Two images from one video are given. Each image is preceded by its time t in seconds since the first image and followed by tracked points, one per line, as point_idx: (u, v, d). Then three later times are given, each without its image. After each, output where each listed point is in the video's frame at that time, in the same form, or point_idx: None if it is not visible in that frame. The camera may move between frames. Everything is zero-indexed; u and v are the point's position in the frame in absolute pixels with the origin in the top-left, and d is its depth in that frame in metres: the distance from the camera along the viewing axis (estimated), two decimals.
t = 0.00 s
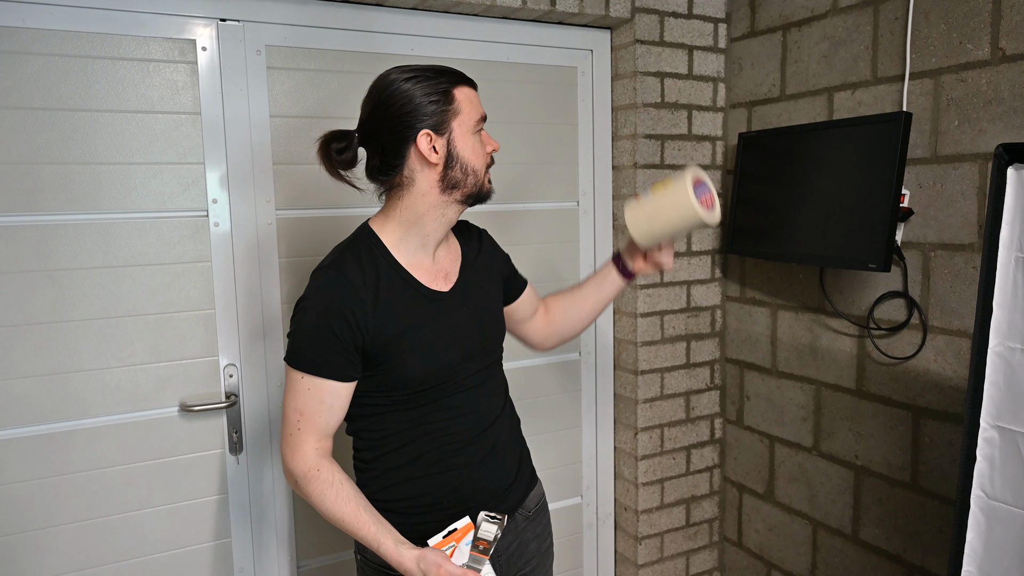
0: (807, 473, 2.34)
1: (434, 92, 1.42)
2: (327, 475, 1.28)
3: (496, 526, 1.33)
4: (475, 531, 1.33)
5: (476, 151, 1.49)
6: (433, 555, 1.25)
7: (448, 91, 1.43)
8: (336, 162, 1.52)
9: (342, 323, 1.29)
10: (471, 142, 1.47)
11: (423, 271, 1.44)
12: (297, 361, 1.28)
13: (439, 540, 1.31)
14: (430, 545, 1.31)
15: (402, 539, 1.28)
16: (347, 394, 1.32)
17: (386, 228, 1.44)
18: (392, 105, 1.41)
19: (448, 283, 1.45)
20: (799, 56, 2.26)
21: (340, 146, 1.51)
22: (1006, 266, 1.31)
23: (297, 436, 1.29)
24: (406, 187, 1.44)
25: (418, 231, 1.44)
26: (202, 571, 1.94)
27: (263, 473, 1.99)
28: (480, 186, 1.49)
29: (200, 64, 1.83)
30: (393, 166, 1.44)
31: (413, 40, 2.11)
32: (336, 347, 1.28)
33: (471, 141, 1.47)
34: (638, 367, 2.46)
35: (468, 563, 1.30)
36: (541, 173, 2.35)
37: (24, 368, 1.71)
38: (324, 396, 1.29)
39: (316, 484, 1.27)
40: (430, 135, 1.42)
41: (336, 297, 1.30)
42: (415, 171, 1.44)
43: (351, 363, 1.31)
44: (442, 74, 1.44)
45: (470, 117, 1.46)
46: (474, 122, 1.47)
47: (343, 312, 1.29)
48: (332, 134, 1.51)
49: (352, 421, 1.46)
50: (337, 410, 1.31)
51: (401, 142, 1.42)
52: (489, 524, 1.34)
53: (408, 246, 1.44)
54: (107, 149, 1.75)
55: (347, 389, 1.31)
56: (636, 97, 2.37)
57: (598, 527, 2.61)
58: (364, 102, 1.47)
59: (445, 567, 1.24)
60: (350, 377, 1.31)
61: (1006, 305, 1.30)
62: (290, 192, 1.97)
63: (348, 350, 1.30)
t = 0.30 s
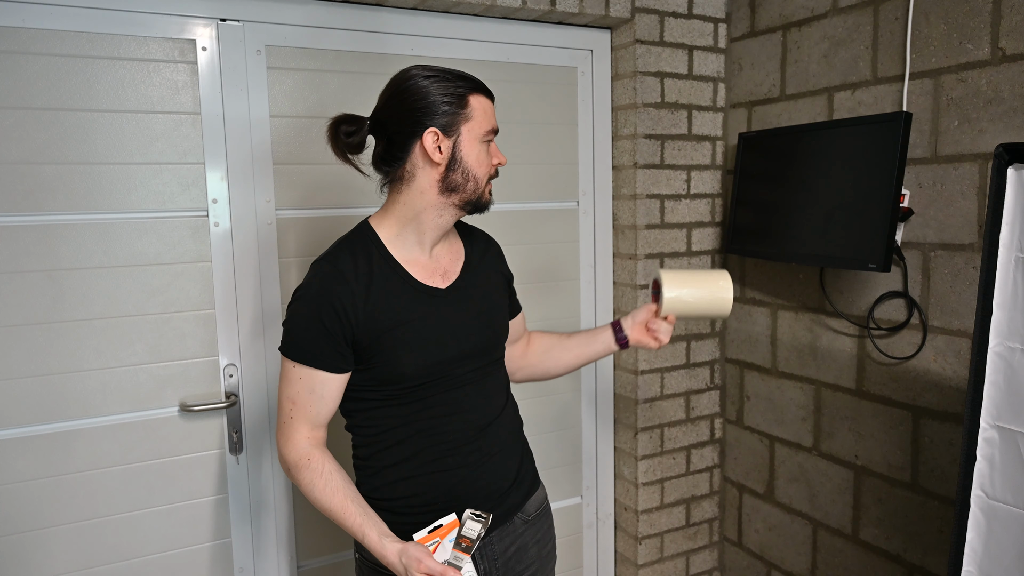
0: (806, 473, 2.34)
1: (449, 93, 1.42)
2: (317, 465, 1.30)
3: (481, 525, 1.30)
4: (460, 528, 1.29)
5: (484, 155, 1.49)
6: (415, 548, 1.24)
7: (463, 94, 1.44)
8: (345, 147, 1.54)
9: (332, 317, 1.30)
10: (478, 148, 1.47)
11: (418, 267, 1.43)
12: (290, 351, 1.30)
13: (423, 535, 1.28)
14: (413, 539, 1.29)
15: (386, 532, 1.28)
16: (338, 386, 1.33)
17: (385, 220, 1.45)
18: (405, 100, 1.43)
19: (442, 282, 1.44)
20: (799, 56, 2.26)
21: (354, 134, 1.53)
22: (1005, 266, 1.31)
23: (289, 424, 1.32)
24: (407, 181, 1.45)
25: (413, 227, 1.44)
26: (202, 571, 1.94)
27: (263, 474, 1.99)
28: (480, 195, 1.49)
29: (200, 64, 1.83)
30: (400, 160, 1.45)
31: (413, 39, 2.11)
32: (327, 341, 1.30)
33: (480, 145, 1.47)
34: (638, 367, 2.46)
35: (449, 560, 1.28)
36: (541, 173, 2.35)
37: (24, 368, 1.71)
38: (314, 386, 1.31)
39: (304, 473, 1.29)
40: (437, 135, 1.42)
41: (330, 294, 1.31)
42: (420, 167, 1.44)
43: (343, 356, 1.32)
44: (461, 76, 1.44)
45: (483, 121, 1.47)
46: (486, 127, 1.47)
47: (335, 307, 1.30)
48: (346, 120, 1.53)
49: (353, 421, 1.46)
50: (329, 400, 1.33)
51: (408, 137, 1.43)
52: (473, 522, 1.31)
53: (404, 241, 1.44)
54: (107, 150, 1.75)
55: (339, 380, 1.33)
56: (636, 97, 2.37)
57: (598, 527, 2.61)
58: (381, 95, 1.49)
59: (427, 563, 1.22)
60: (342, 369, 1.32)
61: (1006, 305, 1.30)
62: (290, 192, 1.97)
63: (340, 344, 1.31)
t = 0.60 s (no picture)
0: (806, 473, 2.34)
1: (445, 94, 1.42)
2: (312, 471, 1.30)
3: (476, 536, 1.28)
4: (455, 539, 1.29)
5: (480, 156, 1.49)
6: (409, 558, 1.23)
7: (460, 95, 1.43)
8: (339, 144, 1.53)
9: (330, 319, 1.30)
10: (473, 151, 1.47)
11: (414, 268, 1.43)
12: (285, 355, 1.30)
13: (418, 546, 1.28)
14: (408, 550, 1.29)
15: (380, 541, 1.28)
16: (335, 391, 1.34)
17: (380, 220, 1.45)
18: (401, 100, 1.42)
19: (439, 283, 1.45)
20: (799, 56, 2.26)
21: (348, 132, 1.52)
22: (1006, 266, 1.31)
23: (285, 430, 1.32)
24: (402, 182, 1.44)
25: (408, 229, 1.44)
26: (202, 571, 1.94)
27: (263, 473, 1.99)
28: (474, 197, 1.49)
29: (200, 64, 1.83)
30: (396, 160, 1.44)
31: (413, 39, 2.11)
32: (324, 344, 1.30)
33: (476, 146, 1.47)
34: (638, 367, 2.46)
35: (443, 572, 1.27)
36: (541, 173, 2.35)
37: (23, 369, 1.71)
38: (311, 391, 1.31)
39: (300, 479, 1.29)
40: (433, 136, 1.42)
41: (329, 296, 1.31)
42: (416, 168, 1.44)
43: (340, 358, 1.32)
44: (458, 76, 1.44)
45: (479, 123, 1.46)
46: (482, 129, 1.47)
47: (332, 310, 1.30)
48: (341, 117, 1.53)
49: (352, 421, 1.46)
50: (326, 407, 1.33)
51: (404, 138, 1.42)
52: (469, 534, 1.29)
53: (400, 242, 1.44)
54: (107, 150, 1.75)
55: (336, 386, 1.33)
56: (636, 97, 2.37)
57: (598, 527, 2.61)
58: (376, 93, 1.48)
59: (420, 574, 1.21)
60: (339, 374, 1.33)
61: (1006, 305, 1.30)
62: (290, 192, 1.97)
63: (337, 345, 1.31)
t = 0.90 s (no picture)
0: (806, 473, 2.34)
1: (441, 95, 1.42)
2: (322, 478, 1.29)
3: (492, 534, 1.31)
4: (470, 538, 1.31)
5: (476, 157, 1.49)
6: (424, 562, 1.24)
7: (456, 96, 1.43)
8: (335, 146, 1.54)
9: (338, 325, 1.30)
10: (469, 152, 1.47)
11: (414, 269, 1.43)
12: (291, 362, 1.30)
13: (434, 547, 1.29)
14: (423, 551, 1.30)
15: (393, 544, 1.29)
16: (342, 395, 1.33)
17: (379, 222, 1.45)
18: (397, 102, 1.42)
19: (439, 283, 1.45)
20: (799, 56, 2.26)
21: (344, 134, 1.52)
22: (1006, 266, 1.31)
23: (293, 438, 1.31)
24: (400, 184, 1.44)
25: (408, 231, 1.44)
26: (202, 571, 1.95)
27: (262, 474, 1.99)
28: (472, 198, 1.49)
29: (200, 64, 1.83)
30: (392, 162, 1.44)
31: (413, 40, 2.11)
32: (330, 349, 1.29)
33: (472, 147, 1.47)
34: (638, 367, 2.46)
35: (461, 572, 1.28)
36: (541, 173, 2.35)
37: (23, 369, 1.71)
38: (318, 398, 1.30)
39: (310, 486, 1.29)
40: (430, 138, 1.42)
41: (330, 296, 1.31)
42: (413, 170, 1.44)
43: (346, 363, 1.32)
44: (453, 77, 1.44)
45: (475, 124, 1.46)
46: (478, 130, 1.47)
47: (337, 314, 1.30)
48: (337, 120, 1.53)
49: (352, 421, 1.46)
50: (333, 411, 1.32)
51: (400, 140, 1.43)
52: (483, 532, 1.32)
53: (399, 244, 1.44)
54: (107, 150, 1.76)
55: (342, 390, 1.32)
56: (636, 97, 2.37)
57: (598, 527, 2.61)
58: (372, 95, 1.48)
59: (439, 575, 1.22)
60: (345, 378, 1.32)
61: (1006, 305, 1.30)
62: (289, 193, 1.97)
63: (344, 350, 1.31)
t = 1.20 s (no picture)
0: (806, 473, 2.34)
1: (441, 96, 1.42)
2: (326, 474, 1.28)
3: (495, 527, 1.29)
4: (473, 531, 1.29)
5: (477, 158, 1.49)
6: (432, 555, 1.23)
7: (457, 97, 1.43)
8: (336, 148, 1.53)
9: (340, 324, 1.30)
10: (470, 152, 1.47)
11: (415, 270, 1.43)
12: (294, 361, 1.29)
13: (436, 541, 1.28)
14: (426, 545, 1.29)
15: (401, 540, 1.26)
16: (344, 393, 1.33)
17: (379, 224, 1.45)
18: (397, 103, 1.42)
19: (439, 284, 1.45)
20: (799, 56, 2.26)
21: (344, 136, 1.52)
22: (1006, 266, 1.31)
23: (296, 435, 1.30)
24: (401, 185, 1.44)
25: (409, 231, 1.44)
26: (202, 571, 1.94)
27: (262, 473, 1.99)
28: (473, 198, 1.48)
29: (200, 64, 1.83)
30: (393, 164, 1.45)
31: (413, 40, 2.11)
32: (331, 347, 1.30)
33: (472, 148, 1.47)
34: (638, 367, 2.46)
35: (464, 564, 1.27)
36: (541, 173, 2.36)
37: (23, 368, 1.71)
38: (322, 394, 1.31)
39: (314, 482, 1.27)
40: (430, 138, 1.42)
41: (330, 296, 1.31)
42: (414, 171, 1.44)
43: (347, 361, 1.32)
44: (453, 78, 1.44)
45: (475, 125, 1.46)
46: (478, 130, 1.47)
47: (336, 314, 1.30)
48: (337, 121, 1.53)
49: (352, 421, 1.46)
50: (335, 409, 1.32)
51: (401, 141, 1.43)
52: (486, 525, 1.30)
53: (400, 245, 1.44)
54: (108, 150, 1.76)
55: (344, 387, 1.33)
56: (636, 97, 2.37)
57: (598, 527, 2.61)
58: (373, 96, 1.48)
59: (443, 568, 1.21)
60: (346, 376, 1.32)
61: (1006, 305, 1.30)
62: (289, 193, 1.97)
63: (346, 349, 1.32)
